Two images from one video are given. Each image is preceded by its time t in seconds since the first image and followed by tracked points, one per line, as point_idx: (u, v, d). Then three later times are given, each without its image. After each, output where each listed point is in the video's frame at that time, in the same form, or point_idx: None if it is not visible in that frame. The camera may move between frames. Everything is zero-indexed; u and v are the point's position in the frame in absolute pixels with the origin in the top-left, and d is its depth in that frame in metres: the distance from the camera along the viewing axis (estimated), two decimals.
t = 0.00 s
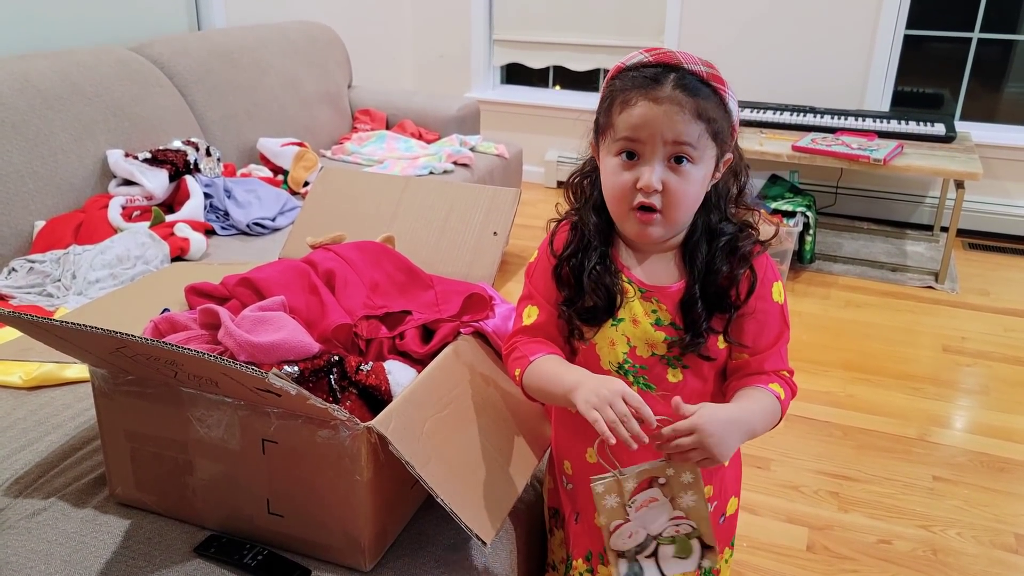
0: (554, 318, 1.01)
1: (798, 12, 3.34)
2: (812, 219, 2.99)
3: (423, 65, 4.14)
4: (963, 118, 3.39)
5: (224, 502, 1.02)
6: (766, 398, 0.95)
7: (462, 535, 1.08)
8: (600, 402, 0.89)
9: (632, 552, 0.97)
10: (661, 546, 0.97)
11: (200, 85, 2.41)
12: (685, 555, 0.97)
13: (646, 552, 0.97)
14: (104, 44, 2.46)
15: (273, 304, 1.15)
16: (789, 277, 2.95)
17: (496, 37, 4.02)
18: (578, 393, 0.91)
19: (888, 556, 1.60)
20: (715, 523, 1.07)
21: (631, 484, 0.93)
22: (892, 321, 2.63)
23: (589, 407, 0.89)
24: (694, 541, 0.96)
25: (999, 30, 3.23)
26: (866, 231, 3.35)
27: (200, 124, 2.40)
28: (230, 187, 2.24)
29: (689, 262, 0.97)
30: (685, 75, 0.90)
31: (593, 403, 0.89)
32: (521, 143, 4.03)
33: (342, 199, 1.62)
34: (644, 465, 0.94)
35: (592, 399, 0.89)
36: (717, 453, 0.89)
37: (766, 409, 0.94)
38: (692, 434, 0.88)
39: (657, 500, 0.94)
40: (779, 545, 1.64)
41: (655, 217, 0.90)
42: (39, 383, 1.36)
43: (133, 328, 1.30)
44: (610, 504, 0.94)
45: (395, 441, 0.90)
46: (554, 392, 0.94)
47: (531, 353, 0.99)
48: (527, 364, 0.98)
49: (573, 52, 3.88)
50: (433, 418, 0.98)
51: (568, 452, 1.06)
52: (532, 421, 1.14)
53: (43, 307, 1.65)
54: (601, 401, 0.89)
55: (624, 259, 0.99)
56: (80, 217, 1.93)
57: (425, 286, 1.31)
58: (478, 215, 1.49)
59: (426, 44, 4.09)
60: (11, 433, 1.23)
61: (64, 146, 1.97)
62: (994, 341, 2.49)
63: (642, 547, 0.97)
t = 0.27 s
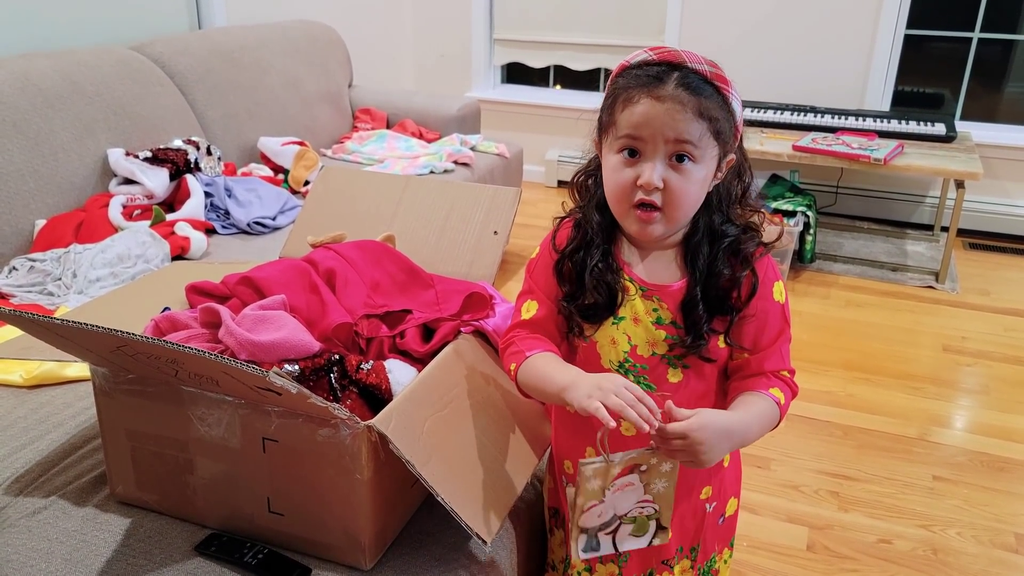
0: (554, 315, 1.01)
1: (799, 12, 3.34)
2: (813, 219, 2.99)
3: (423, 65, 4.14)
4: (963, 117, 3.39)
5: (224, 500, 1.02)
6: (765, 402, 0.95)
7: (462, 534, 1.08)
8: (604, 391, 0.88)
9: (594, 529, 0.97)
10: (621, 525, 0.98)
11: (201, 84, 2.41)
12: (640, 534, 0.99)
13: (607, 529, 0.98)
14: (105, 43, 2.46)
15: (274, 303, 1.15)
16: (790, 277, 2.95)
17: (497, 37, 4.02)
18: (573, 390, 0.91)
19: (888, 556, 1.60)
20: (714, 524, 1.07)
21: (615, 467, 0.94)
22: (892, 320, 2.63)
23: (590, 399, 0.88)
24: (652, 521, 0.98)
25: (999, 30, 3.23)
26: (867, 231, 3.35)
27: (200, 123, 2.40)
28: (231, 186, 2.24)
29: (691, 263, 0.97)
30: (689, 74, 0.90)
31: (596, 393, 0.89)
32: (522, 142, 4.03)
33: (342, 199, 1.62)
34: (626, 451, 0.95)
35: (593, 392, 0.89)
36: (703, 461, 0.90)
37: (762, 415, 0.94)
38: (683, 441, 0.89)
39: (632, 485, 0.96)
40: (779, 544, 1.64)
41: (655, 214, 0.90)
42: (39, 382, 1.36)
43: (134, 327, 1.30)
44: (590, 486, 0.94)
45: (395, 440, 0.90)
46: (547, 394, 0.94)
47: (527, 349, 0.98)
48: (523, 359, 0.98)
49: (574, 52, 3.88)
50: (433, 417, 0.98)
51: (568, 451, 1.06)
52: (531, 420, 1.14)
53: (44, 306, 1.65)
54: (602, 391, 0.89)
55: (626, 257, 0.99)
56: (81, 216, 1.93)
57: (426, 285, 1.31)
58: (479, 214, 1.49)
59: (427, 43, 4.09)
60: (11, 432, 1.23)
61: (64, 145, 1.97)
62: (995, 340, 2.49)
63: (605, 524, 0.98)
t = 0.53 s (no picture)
0: (552, 314, 1.01)
1: (799, 12, 3.34)
2: (812, 220, 3.00)
3: (424, 65, 4.14)
4: (963, 118, 3.39)
5: (225, 501, 1.02)
6: (770, 408, 0.96)
7: (462, 534, 1.08)
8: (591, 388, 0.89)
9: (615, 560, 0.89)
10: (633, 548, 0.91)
11: (201, 84, 2.41)
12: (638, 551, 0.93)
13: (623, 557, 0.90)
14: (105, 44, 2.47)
15: (275, 303, 1.16)
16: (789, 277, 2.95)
17: (497, 37, 4.02)
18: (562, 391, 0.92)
19: (888, 556, 1.61)
20: (713, 524, 1.07)
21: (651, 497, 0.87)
22: (892, 321, 2.63)
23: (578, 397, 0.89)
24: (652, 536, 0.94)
25: (1000, 31, 3.23)
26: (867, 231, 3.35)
27: (201, 124, 2.40)
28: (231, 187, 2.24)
29: (693, 263, 0.97)
30: (691, 75, 0.90)
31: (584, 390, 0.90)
32: (522, 143, 4.03)
33: (343, 199, 1.62)
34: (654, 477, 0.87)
35: (581, 390, 0.90)
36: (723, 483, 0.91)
37: (768, 420, 0.94)
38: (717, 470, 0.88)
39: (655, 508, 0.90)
40: (779, 545, 1.64)
41: (657, 215, 0.91)
42: (40, 382, 1.36)
43: (134, 327, 1.30)
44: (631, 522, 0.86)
45: (395, 440, 0.90)
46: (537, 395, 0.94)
47: (523, 348, 0.99)
48: (519, 358, 0.98)
49: (574, 52, 3.88)
50: (433, 418, 0.98)
51: (568, 451, 1.06)
52: (531, 420, 1.14)
53: (45, 306, 1.66)
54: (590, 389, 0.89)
55: (626, 256, 0.99)
56: (81, 216, 1.93)
57: (426, 285, 1.32)
58: (479, 215, 1.49)
59: (427, 44, 4.09)
60: (12, 432, 1.23)
61: (64, 145, 1.97)
62: (994, 341, 2.49)
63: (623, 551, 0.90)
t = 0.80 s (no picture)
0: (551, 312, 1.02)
1: (798, 12, 3.34)
2: (812, 219, 3.00)
3: (423, 65, 4.14)
4: (963, 117, 3.39)
5: (224, 499, 1.02)
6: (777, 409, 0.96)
7: (462, 532, 1.09)
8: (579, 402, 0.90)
9: None
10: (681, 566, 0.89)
11: (201, 83, 2.41)
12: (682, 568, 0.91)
13: None
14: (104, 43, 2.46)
15: (274, 302, 1.16)
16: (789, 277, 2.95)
17: (496, 37, 4.02)
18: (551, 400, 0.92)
19: (887, 555, 1.61)
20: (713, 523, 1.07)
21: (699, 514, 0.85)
22: (891, 320, 2.63)
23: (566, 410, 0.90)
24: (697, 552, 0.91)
25: (1000, 30, 3.23)
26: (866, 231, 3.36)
27: (200, 123, 2.40)
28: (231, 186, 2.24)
29: (693, 261, 0.97)
30: (691, 74, 0.90)
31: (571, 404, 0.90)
32: (521, 142, 4.03)
33: (343, 198, 1.62)
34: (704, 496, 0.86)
35: (570, 403, 0.90)
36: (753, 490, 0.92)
37: (776, 421, 0.95)
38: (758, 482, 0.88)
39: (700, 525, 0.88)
40: (778, 544, 1.64)
41: (656, 213, 0.91)
42: (39, 381, 1.36)
43: (134, 326, 1.30)
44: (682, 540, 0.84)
45: (394, 438, 0.90)
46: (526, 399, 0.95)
47: (516, 347, 1.00)
48: (511, 356, 0.99)
49: (573, 52, 3.88)
50: (433, 416, 0.98)
51: (568, 450, 1.06)
52: (531, 419, 1.14)
53: (44, 305, 1.66)
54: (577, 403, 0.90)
55: (625, 255, 0.99)
56: (81, 215, 1.93)
57: (425, 284, 1.32)
58: (478, 214, 1.49)
59: (427, 43, 4.09)
60: (11, 431, 1.23)
61: (64, 144, 1.97)
62: (994, 340, 2.49)
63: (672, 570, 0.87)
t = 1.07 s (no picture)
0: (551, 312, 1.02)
1: (798, 12, 3.34)
2: (812, 219, 3.00)
3: (423, 65, 4.14)
4: (963, 118, 3.39)
5: (224, 499, 1.02)
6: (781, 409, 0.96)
7: (461, 533, 1.08)
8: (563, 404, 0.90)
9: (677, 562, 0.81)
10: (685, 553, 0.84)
11: (200, 83, 2.41)
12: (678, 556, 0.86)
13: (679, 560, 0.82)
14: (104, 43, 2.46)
15: (274, 302, 1.15)
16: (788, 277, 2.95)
17: (496, 37, 4.02)
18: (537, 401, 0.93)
19: (887, 555, 1.61)
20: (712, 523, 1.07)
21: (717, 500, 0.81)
22: (891, 321, 2.63)
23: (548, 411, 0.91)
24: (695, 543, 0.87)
25: (1000, 31, 3.23)
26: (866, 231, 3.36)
27: (200, 122, 2.40)
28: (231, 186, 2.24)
29: (694, 263, 0.97)
30: (690, 75, 0.90)
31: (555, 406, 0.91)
32: (521, 142, 4.03)
33: (343, 198, 1.62)
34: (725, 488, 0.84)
35: (554, 406, 0.91)
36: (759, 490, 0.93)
37: (781, 422, 0.95)
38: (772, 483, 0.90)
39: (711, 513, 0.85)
40: (778, 544, 1.64)
41: (655, 214, 0.91)
42: (39, 381, 1.36)
43: (134, 326, 1.30)
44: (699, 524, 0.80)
45: (395, 439, 0.90)
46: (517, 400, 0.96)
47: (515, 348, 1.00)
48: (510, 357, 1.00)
49: (573, 52, 3.89)
50: (433, 416, 0.98)
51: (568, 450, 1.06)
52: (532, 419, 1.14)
53: (44, 304, 1.66)
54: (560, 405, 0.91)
55: (625, 256, 0.99)
56: (80, 215, 1.93)
57: (425, 284, 1.31)
58: (479, 214, 1.49)
59: (426, 43, 4.09)
60: (11, 431, 1.23)
61: (64, 144, 1.97)
62: (993, 341, 2.49)
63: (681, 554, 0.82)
